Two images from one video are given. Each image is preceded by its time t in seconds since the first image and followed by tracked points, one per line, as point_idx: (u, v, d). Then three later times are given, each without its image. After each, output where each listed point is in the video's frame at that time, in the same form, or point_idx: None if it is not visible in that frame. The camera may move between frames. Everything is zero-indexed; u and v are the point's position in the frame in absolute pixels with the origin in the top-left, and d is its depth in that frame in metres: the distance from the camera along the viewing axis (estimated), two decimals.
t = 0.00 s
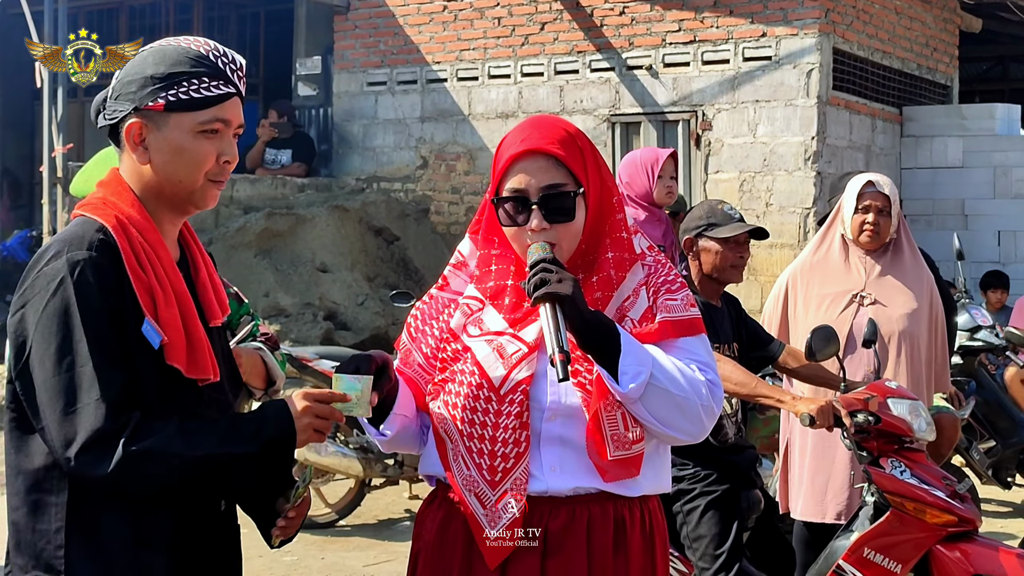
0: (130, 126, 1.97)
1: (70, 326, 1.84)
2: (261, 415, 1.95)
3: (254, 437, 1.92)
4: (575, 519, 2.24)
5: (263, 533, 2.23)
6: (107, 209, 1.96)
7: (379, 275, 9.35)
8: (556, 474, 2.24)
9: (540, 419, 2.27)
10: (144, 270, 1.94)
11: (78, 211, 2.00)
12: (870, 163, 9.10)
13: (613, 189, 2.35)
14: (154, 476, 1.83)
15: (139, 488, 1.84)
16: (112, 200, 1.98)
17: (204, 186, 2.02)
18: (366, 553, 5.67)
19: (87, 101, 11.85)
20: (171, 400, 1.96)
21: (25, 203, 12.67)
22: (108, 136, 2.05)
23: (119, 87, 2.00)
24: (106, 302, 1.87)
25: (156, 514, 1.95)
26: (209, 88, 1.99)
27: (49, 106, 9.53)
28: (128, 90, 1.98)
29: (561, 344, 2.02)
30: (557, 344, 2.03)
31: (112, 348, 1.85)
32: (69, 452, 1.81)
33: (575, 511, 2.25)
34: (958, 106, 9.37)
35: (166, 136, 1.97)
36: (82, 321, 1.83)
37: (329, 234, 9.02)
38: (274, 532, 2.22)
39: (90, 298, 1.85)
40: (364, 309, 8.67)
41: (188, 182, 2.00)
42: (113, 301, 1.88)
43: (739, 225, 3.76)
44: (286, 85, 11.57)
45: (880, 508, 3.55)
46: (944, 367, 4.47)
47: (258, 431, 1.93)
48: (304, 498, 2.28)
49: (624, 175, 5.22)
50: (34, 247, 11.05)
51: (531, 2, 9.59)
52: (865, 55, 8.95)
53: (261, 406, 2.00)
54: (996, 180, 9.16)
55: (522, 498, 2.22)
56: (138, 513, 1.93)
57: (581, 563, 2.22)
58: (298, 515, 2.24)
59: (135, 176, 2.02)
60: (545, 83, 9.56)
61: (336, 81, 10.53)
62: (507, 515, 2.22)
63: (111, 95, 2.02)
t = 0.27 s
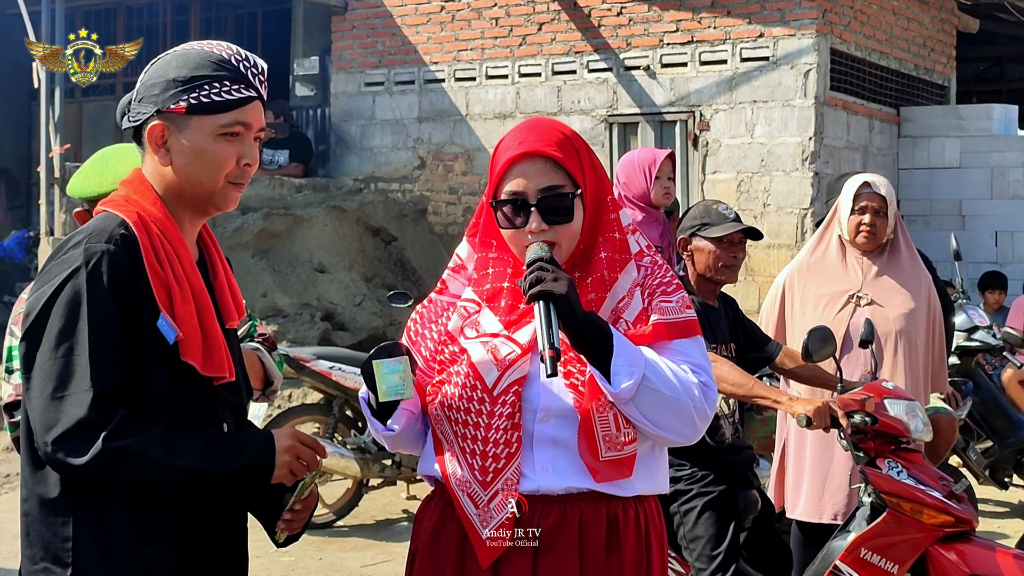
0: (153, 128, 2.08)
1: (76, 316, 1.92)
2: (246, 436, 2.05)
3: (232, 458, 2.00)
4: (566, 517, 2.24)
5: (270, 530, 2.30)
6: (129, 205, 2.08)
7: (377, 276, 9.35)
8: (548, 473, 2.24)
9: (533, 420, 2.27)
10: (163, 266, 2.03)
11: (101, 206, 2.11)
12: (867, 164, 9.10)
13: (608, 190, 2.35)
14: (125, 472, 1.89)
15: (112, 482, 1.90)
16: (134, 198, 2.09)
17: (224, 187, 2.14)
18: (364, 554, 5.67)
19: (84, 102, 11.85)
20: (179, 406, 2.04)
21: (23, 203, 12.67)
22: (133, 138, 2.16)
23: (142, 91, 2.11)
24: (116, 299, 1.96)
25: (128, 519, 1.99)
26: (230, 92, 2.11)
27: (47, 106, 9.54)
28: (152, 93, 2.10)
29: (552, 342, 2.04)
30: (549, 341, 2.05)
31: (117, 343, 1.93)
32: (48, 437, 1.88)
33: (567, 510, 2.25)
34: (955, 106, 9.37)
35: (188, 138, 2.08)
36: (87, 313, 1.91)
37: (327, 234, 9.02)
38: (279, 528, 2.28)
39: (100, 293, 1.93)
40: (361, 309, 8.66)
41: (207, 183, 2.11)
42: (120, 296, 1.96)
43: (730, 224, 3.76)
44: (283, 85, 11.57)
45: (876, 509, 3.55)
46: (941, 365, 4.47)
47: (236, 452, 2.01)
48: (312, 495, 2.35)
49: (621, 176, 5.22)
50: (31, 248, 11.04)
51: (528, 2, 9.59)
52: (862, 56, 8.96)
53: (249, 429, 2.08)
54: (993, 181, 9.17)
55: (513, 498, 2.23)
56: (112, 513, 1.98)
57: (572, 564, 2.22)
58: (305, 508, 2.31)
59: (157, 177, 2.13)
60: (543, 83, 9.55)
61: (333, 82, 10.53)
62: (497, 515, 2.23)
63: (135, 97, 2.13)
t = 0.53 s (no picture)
0: (172, 129, 2.09)
1: (87, 313, 1.92)
2: (244, 444, 2.03)
3: (229, 466, 1.98)
4: (567, 515, 2.24)
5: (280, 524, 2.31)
6: (143, 204, 2.07)
7: (375, 278, 9.35)
8: (547, 472, 2.24)
9: (532, 421, 2.27)
10: (176, 266, 2.04)
11: (117, 205, 2.12)
12: (865, 165, 9.11)
13: (605, 192, 2.35)
14: (123, 470, 1.89)
15: (110, 479, 1.90)
16: (149, 197, 2.10)
17: (239, 191, 2.13)
18: (363, 555, 5.67)
19: (83, 104, 11.86)
20: (184, 411, 2.03)
21: (22, 205, 12.67)
22: (152, 138, 2.17)
23: (162, 93, 2.11)
24: (127, 298, 1.95)
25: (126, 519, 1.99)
26: (249, 97, 2.11)
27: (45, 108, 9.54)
28: (172, 94, 2.10)
29: (549, 342, 2.03)
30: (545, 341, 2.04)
31: (125, 341, 1.93)
32: (48, 431, 1.89)
33: (568, 508, 2.25)
34: (953, 108, 9.38)
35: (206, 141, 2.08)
36: (98, 311, 1.92)
37: (325, 236, 9.03)
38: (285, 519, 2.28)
39: (110, 290, 1.93)
40: (360, 311, 8.66)
41: (222, 187, 2.11)
42: (132, 295, 1.96)
43: (726, 225, 3.77)
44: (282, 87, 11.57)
45: (875, 510, 3.56)
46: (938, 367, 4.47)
47: (232, 461, 1.99)
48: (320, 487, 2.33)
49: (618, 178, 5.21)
50: (30, 249, 11.04)
51: (527, 4, 9.60)
52: (860, 58, 8.96)
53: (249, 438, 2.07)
54: (991, 183, 9.18)
55: (513, 498, 2.22)
56: (111, 510, 1.98)
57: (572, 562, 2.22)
58: (314, 499, 2.30)
59: (173, 179, 2.13)
60: (542, 85, 9.56)
61: (332, 84, 10.53)
62: (498, 515, 2.22)
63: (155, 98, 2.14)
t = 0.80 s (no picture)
0: (179, 133, 2.08)
1: (94, 316, 1.92)
2: (253, 443, 2.04)
3: (238, 465, 1.99)
4: (568, 517, 2.25)
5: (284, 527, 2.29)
6: (146, 208, 2.07)
7: (374, 281, 9.35)
8: (547, 478, 2.25)
9: (531, 430, 2.28)
10: (179, 269, 2.03)
11: (119, 207, 2.11)
12: (864, 169, 9.12)
13: (606, 204, 2.34)
14: (134, 473, 1.88)
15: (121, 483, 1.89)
16: (152, 201, 2.09)
17: (244, 199, 2.14)
18: (361, 559, 5.66)
19: (82, 107, 11.87)
20: (191, 415, 2.03)
21: (21, 208, 12.66)
22: (156, 141, 2.16)
23: (169, 96, 2.11)
24: (133, 302, 1.95)
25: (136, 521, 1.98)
26: (259, 104, 2.11)
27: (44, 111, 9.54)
28: (180, 97, 2.09)
29: (549, 359, 2.04)
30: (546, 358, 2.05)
31: (131, 343, 1.93)
32: (56, 436, 1.88)
33: (568, 510, 2.26)
34: (952, 112, 9.38)
35: (213, 147, 2.08)
36: (104, 315, 1.91)
37: (324, 239, 9.03)
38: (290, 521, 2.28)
39: (117, 293, 1.93)
40: (359, 314, 8.65)
41: (227, 193, 2.11)
42: (138, 298, 1.96)
43: (718, 228, 3.75)
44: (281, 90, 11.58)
45: (874, 514, 3.55)
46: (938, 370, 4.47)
47: (244, 461, 2.00)
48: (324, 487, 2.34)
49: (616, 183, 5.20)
50: (29, 253, 11.03)
51: (526, 8, 9.61)
52: (859, 62, 8.97)
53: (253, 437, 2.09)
54: (990, 187, 9.19)
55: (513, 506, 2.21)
56: (118, 515, 1.98)
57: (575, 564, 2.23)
58: (318, 499, 2.30)
59: (177, 182, 2.13)
60: (541, 88, 9.56)
61: (331, 88, 10.54)
62: (500, 522, 2.23)
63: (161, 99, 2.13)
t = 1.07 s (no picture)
0: (186, 139, 2.06)
1: (93, 319, 1.91)
2: (254, 447, 2.03)
3: (238, 466, 1.98)
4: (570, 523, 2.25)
5: (272, 530, 2.24)
6: (143, 211, 2.05)
7: (373, 283, 9.35)
8: (548, 485, 2.26)
9: (528, 443, 2.28)
10: (179, 272, 2.03)
11: (113, 212, 2.09)
12: (863, 173, 9.12)
13: (607, 219, 2.34)
14: (135, 476, 1.88)
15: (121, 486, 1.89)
16: (148, 205, 2.07)
17: (249, 200, 2.14)
18: (360, 562, 5.65)
19: (81, 109, 11.87)
20: (192, 418, 2.02)
21: (19, 210, 12.65)
22: (147, 150, 2.12)
23: (166, 104, 2.07)
24: (134, 307, 1.94)
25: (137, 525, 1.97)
26: (262, 105, 2.11)
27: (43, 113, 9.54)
28: (180, 104, 2.06)
29: (543, 376, 2.05)
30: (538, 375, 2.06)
31: (131, 347, 1.92)
32: (55, 441, 1.88)
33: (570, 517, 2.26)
34: (950, 115, 9.38)
35: (223, 151, 2.07)
36: (104, 319, 1.91)
37: (323, 241, 9.03)
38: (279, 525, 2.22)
39: (117, 297, 1.92)
40: (357, 317, 8.65)
41: (235, 196, 2.11)
42: (138, 301, 1.95)
43: (717, 232, 3.76)
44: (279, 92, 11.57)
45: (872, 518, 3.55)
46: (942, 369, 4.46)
47: (244, 464, 1.99)
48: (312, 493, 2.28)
49: (614, 186, 5.18)
50: (28, 255, 11.02)
51: (525, 11, 9.61)
52: (858, 65, 8.97)
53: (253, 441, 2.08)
54: (989, 190, 9.19)
55: (514, 518, 2.22)
56: (121, 519, 1.97)
57: (576, 567, 2.23)
58: (305, 508, 2.23)
59: (175, 187, 2.11)
60: (540, 91, 9.56)
61: (330, 90, 10.53)
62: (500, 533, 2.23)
63: (155, 108, 2.10)
